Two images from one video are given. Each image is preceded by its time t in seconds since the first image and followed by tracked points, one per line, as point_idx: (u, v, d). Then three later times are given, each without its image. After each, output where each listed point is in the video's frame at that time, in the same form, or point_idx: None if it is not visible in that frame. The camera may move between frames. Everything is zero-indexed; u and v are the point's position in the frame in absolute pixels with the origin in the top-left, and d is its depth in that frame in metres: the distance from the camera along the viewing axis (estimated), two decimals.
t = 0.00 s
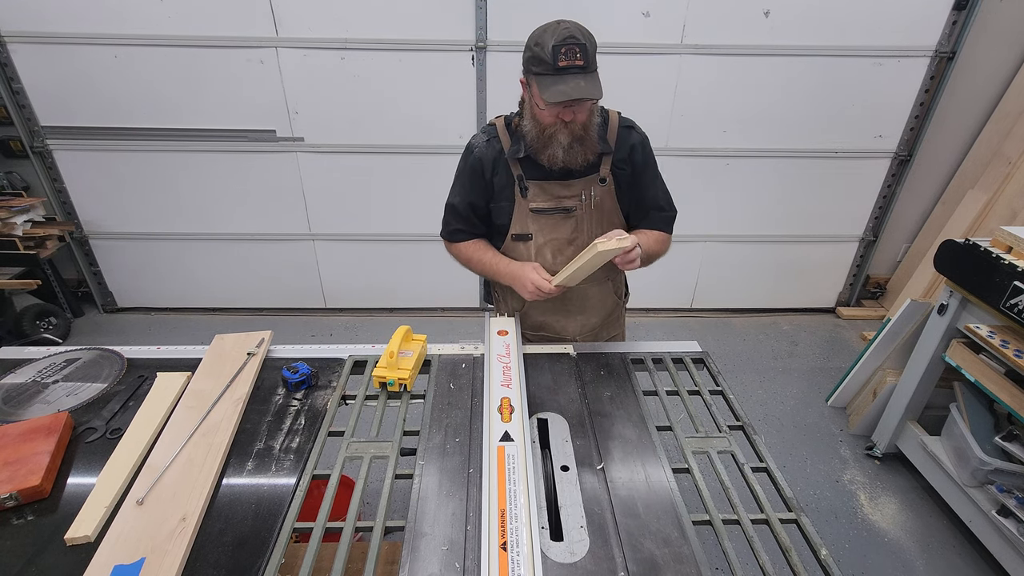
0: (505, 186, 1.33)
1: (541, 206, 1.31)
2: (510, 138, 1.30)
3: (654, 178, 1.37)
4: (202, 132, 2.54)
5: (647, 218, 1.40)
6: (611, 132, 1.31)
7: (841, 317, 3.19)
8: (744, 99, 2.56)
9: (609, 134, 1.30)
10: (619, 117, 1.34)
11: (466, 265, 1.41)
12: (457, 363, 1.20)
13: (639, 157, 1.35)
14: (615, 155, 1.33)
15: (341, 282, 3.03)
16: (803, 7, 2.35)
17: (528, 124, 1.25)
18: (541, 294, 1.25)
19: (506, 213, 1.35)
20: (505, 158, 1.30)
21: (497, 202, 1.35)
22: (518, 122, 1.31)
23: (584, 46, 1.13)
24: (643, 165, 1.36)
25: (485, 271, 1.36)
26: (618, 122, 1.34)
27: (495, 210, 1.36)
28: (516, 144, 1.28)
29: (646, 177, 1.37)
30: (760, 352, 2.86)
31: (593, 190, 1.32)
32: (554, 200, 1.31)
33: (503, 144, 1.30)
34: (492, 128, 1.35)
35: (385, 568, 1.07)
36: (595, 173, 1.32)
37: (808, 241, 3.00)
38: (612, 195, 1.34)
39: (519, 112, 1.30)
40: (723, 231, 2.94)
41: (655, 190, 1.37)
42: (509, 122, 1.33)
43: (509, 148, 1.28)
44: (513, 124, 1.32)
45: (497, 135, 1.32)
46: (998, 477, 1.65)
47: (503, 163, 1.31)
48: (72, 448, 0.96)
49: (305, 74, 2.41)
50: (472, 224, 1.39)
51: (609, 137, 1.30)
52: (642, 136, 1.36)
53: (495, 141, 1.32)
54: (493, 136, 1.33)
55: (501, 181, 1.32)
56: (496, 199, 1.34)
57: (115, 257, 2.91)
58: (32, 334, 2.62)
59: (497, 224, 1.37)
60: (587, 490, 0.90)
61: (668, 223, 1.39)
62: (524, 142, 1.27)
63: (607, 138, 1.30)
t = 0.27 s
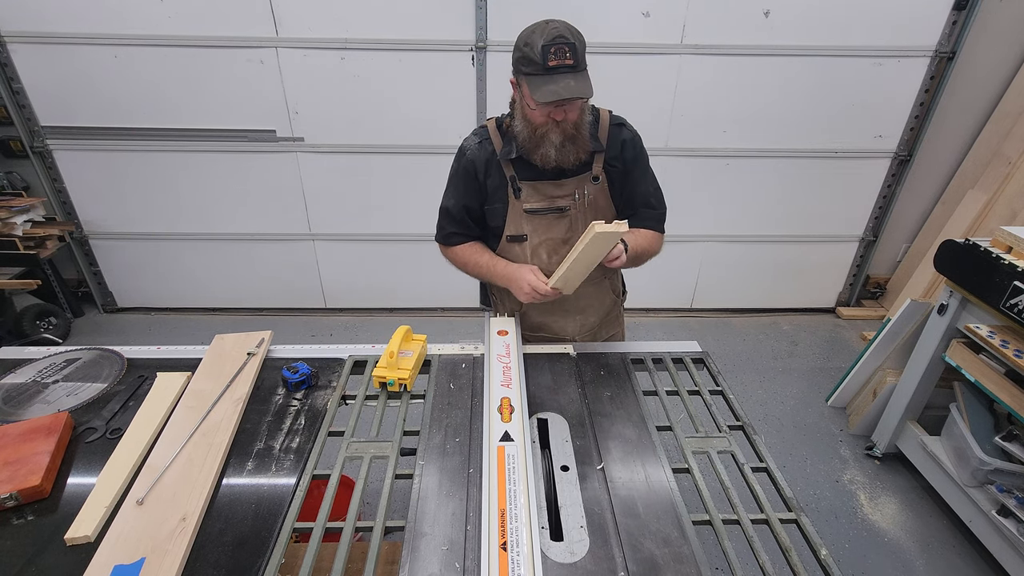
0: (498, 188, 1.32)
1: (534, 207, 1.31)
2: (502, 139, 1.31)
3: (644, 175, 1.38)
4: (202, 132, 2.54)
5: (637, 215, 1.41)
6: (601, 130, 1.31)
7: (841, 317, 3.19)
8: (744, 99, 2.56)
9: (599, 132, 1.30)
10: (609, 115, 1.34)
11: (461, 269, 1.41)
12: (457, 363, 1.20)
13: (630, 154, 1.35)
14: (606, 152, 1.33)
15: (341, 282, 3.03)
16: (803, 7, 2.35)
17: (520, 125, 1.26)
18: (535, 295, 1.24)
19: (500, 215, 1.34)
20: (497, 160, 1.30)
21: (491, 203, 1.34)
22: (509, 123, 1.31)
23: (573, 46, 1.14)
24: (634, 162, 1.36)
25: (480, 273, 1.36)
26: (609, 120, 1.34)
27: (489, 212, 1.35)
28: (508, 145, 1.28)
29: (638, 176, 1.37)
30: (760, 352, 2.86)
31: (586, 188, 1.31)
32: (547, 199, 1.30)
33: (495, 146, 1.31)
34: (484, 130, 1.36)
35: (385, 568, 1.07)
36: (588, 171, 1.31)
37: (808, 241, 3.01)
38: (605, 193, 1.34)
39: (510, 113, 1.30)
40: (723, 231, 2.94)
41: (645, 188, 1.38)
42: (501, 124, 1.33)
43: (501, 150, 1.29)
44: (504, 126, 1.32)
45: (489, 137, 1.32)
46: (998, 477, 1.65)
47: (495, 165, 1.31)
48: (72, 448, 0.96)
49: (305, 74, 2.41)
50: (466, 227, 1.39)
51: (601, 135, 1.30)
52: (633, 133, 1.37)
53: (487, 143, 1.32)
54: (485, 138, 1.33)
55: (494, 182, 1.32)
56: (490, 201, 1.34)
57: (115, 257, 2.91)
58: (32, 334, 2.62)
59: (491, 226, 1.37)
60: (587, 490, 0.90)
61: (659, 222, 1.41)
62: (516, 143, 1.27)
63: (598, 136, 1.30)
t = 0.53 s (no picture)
0: (494, 186, 1.33)
1: (530, 205, 1.30)
2: (497, 138, 1.31)
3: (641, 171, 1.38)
4: (202, 132, 2.54)
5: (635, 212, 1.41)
6: (597, 128, 1.33)
7: (841, 317, 3.18)
8: (744, 99, 2.56)
9: (596, 129, 1.32)
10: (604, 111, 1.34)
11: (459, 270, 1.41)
12: (457, 363, 1.19)
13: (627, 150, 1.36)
14: (602, 150, 1.34)
15: (341, 282, 3.03)
16: (803, 7, 2.35)
17: (514, 121, 1.26)
18: (528, 294, 1.22)
19: (496, 213, 1.35)
20: (493, 159, 1.30)
21: (487, 202, 1.35)
22: (505, 121, 1.31)
23: (563, 39, 1.14)
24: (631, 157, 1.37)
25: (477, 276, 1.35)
26: (604, 117, 1.35)
27: (485, 210, 1.36)
28: (503, 143, 1.28)
29: (634, 173, 1.38)
30: (760, 352, 2.85)
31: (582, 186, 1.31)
32: (543, 198, 1.30)
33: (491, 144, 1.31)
34: (480, 130, 1.36)
35: (385, 569, 1.07)
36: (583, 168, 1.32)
37: (809, 241, 3.00)
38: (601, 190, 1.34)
39: (505, 111, 1.31)
40: (723, 231, 2.94)
41: (642, 186, 1.38)
42: (497, 123, 1.33)
43: (496, 148, 1.29)
44: (500, 125, 1.32)
45: (485, 136, 1.32)
46: (999, 477, 1.65)
47: (491, 164, 1.31)
48: (72, 448, 0.96)
49: (305, 74, 2.41)
50: (464, 226, 1.39)
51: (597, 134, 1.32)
52: (628, 130, 1.38)
53: (483, 142, 1.32)
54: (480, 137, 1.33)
55: (491, 181, 1.32)
56: (486, 200, 1.35)
57: (115, 257, 2.91)
58: (32, 334, 2.62)
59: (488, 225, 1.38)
60: (588, 490, 0.90)
61: (656, 219, 1.40)
62: (512, 141, 1.27)
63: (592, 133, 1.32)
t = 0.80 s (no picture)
0: (495, 183, 1.33)
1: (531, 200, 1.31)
2: (498, 135, 1.31)
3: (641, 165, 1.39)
4: (202, 133, 2.54)
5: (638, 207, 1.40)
6: (597, 125, 1.35)
7: (842, 317, 3.18)
8: (744, 99, 2.56)
9: (595, 125, 1.34)
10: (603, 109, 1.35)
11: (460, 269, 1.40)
12: (457, 363, 1.19)
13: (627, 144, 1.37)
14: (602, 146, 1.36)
15: (341, 282, 3.04)
16: (803, 7, 2.35)
17: (514, 117, 1.26)
18: (533, 288, 1.22)
19: (497, 211, 1.35)
20: (494, 156, 1.31)
21: (488, 200, 1.35)
22: (505, 119, 1.31)
23: (562, 30, 1.15)
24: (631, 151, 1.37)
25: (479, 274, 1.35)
26: (604, 114, 1.36)
27: (487, 208, 1.36)
28: (504, 140, 1.28)
29: (633, 168, 1.38)
30: (760, 352, 2.85)
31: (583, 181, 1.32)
32: (544, 193, 1.31)
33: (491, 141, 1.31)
34: (480, 129, 1.36)
35: (385, 569, 1.07)
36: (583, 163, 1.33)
37: (809, 241, 3.00)
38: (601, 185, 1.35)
39: (505, 110, 1.31)
40: (723, 231, 2.94)
41: (642, 181, 1.39)
42: (497, 122, 1.34)
43: (497, 145, 1.29)
44: (500, 123, 1.33)
45: (486, 135, 1.33)
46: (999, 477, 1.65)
47: (492, 162, 1.32)
48: (72, 448, 0.96)
49: (305, 74, 2.41)
50: (465, 224, 1.38)
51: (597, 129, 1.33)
52: (626, 127, 1.40)
53: (484, 141, 1.33)
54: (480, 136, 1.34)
55: (491, 178, 1.32)
56: (488, 197, 1.34)
57: (115, 257, 2.91)
58: (32, 334, 2.62)
59: (490, 223, 1.37)
60: (588, 490, 0.90)
61: (660, 212, 1.39)
62: (513, 138, 1.27)
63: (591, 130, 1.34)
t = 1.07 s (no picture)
0: (497, 182, 1.32)
1: (534, 198, 1.30)
2: (501, 134, 1.32)
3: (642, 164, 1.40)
4: (202, 133, 2.54)
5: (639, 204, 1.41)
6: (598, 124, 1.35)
7: (841, 317, 3.19)
8: (744, 99, 2.56)
9: (597, 125, 1.33)
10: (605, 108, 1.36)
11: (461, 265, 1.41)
12: (457, 363, 1.20)
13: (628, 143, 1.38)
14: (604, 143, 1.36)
15: (341, 282, 3.04)
16: (802, 7, 2.35)
17: (517, 114, 1.27)
18: (536, 279, 1.22)
19: (499, 209, 1.34)
20: (496, 155, 1.31)
21: (490, 198, 1.34)
22: (508, 118, 1.32)
23: (565, 26, 1.17)
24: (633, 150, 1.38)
25: (480, 269, 1.35)
26: (605, 114, 1.36)
27: (489, 205, 1.35)
28: (506, 138, 1.29)
29: (634, 165, 1.39)
30: (760, 352, 2.86)
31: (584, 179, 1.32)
32: (546, 191, 1.30)
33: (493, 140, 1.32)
34: (483, 128, 1.37)
35: (385, 569, 1.07)
36: (584, 161, 1.33)
37: (809, 241, 3.01)
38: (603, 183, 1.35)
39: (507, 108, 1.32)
40: (723, 231, 2.94)
41: (644, 178, 1.39)
42: (500, 121, 1.34)
43: (499, 143, 1.29)
44: (503, 122, 1.33)
45: (488, 134, 1.33)
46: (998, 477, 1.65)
47: (494, 160, 1.32)
48: (72, 448, 0.96)
49: (305, 74, 2.41)
50: (465, 222, 1.39)
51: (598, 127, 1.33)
52: (627, 126, 1.40)
53: (486, 139, 1.33)
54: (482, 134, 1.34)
55: (493, 177, 1.32)
56: (489, 195, 1.34)
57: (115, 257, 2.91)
58: (32, 334, 2.62)
59: (491, 220, 1.37)
60: (587, 490, 0.90)
61: (662, 210, 1.40)
62: (515, 137, 1.28)
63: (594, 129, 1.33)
